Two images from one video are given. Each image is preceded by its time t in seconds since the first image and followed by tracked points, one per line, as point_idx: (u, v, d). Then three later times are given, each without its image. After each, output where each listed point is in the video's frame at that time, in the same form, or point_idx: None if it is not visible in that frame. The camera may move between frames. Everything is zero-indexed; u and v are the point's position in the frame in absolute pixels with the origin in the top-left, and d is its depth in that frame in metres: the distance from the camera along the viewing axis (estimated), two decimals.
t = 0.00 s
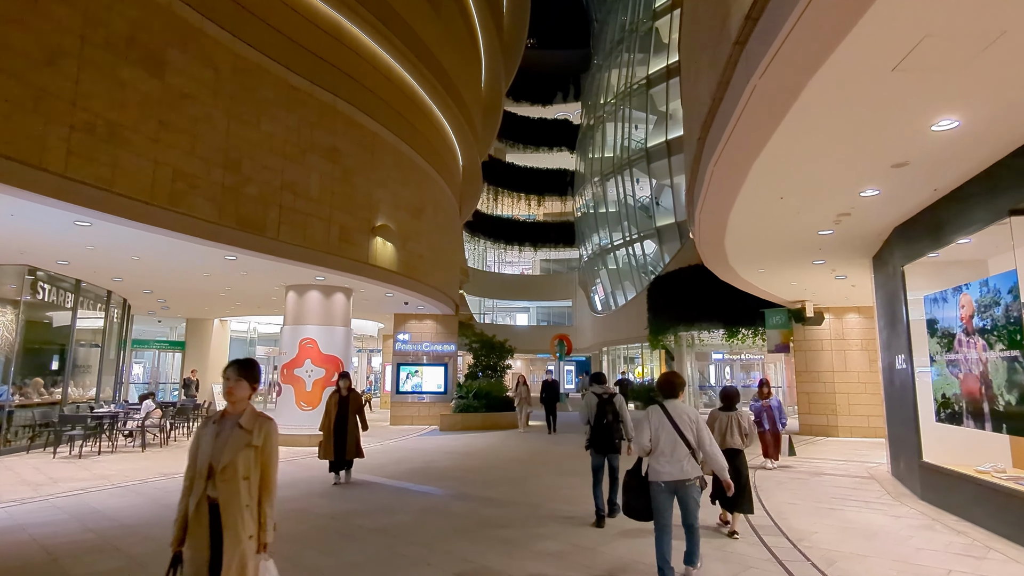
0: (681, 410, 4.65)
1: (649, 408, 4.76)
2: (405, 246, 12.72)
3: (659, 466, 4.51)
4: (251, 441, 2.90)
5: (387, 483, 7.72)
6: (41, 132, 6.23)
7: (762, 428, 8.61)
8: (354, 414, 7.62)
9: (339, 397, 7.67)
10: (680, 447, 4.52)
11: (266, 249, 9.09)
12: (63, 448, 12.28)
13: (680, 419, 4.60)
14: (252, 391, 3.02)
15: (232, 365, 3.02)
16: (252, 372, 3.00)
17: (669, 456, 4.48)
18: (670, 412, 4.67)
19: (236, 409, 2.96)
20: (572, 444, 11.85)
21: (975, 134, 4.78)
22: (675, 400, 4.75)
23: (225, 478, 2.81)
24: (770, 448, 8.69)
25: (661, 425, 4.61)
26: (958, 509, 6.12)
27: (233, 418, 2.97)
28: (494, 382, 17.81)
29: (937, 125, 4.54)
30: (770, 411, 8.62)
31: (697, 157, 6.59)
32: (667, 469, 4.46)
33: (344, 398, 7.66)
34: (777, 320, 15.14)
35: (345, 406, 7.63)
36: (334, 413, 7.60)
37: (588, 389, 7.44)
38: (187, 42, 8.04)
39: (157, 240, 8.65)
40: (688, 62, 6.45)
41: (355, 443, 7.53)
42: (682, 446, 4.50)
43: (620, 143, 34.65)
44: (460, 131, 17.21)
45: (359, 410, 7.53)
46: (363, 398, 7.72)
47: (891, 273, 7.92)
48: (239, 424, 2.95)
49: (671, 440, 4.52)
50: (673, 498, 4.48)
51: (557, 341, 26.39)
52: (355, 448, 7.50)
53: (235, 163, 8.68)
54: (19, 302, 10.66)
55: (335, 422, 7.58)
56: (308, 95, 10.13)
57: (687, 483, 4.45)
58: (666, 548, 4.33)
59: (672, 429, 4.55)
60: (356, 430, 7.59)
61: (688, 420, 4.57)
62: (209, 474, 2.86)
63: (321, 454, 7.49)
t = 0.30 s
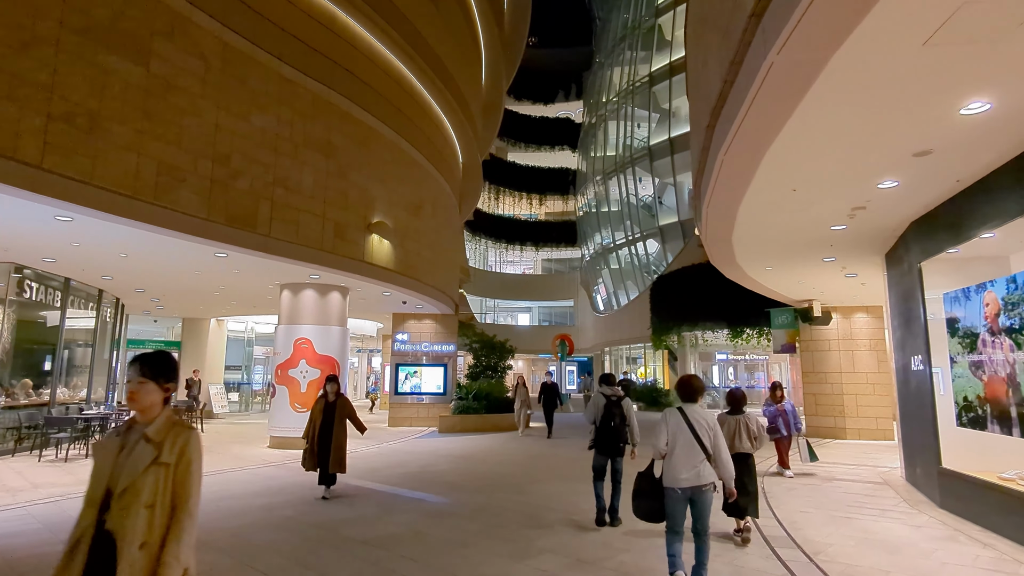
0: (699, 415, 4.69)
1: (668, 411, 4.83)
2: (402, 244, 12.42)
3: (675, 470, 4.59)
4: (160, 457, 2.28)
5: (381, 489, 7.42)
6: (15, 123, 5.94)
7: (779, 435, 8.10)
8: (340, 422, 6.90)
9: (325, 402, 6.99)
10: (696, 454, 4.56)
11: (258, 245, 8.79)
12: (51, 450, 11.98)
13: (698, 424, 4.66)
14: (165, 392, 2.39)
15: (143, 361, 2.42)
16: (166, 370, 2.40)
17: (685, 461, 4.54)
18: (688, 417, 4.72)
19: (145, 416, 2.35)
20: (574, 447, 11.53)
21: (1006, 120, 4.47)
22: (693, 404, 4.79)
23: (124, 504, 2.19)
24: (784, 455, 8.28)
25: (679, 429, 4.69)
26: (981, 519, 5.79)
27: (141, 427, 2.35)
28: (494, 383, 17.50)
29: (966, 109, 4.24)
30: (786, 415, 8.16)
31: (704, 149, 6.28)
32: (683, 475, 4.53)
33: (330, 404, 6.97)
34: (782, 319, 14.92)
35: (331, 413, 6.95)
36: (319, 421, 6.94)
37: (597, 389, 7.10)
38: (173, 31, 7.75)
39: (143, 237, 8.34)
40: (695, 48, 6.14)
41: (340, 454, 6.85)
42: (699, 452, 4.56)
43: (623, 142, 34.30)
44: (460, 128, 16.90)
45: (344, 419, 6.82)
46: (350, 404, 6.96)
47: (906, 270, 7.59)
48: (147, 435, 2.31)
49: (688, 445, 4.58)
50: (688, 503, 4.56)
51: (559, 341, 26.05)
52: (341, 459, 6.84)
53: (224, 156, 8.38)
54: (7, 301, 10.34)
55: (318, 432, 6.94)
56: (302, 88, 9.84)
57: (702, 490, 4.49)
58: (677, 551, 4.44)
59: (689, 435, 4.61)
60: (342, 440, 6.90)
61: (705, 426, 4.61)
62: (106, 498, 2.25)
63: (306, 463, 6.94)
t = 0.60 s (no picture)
0: (713, 413, 4.55)
1: (680, 409, 4.67)
2: (401, 240, 12.11)
3: (689, 469, 4.45)
4: None
5: (377, 493, 7.11)
6: None
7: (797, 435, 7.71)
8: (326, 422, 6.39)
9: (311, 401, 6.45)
10: (710, 453, 4.41)
11: (250, 239, 8.50)
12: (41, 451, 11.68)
13: (711, 423, 4.52)
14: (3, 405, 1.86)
15: None
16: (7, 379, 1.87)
17: (698, 461, 4.39)
18: (701, 415, 4.58)
19: None
20: (577, 448, 11.21)
21: None
22: (706, 402, 4.65)
23: None
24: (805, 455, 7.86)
25: (692, 428, 4.54)
26: (1009, 525, 5.48)
27: None
28: (495, 382, 17.18)
29: (1001, 82, 3.96)
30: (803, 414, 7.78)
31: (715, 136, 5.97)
32: (697, 475, 4.39)
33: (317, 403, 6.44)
34: (790, 317, 13.99)
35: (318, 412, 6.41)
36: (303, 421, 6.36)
37: (601, 390, 6.80)
38: (161, 16, 7.47)
39: (132, 230, 8.04)
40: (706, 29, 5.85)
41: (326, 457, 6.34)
42: (713, 452, 4.42)
43: (626, 140, 33.96)
44: (460, 124, 16.64)
45: (332, 419, 6.31)
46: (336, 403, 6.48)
47: (926, 264, 7.26)
48: None
49: (701, 444, 4.43)
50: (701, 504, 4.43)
51: (561, 341, 25.72)
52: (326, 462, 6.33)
53: (215, 147, 8.09)
54: None
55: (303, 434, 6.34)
56: (297, 79, 9.56)
57: (716, 490, 4.35)
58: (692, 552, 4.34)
59: (703, 434, 4.46)
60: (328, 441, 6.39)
61: (719, 424, 4.48)
62: None
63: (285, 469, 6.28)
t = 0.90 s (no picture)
0: (714, 416, 4.24)
1: (680, 414, 4.38)
2: (398, 238, 11.81)
3: (691, 476, 4.17)
4: None
5: (370, 500, 6.81)
6: None
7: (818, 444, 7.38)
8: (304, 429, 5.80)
9: (284, 408, 5.80)
10: (712, 458, 4.12)
11: (239, 236, 8.21)
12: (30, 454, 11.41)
13: (713, 426, 4.22)
14: None
15: None
16: None
17: (700, 466, 4.10)
18: (702, 419, 4.28)
19: None
20: (579, 452, 10.89)
21: None
22: (708, 406, 4.34)
23: None
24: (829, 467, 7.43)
25: (693, 433, 4.25)
26: None
27: None
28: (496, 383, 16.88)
29: None
30: (825, 421, 7.46)
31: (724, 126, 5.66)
32: (700, 481, 4.11)
33: (291, 409, 5.82)
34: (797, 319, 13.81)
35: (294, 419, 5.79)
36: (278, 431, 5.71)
37: (600, 392, 6.48)
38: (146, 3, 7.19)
39: (117, 227, 7.76)
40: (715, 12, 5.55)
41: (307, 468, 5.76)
42: (717, 456, 4.12)
43: (629, 138, 33.61)
44: (460, 120, 16.35)
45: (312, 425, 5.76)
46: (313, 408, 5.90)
47: (944, 261, 6.93)
48: None
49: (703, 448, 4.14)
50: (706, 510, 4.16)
51: (563, 341, 25.40)
52: (309, 474, 5.75)
53: (203, 140, 7.80)
54: None
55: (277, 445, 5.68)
56: (291, 71, 9.27)
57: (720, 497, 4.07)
58: (699, 561, 4.09)
59: (704, 438, 4.16)
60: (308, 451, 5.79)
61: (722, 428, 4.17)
62: None
63: (259, 485, 5.61)
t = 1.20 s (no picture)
0: (725, 415, 4.05)
1: (690, 412, 4.23)
2: (394, 233, 11.51)
3: (699, 476, 3.99)
4: None
5: (360, 504, 6.52)
6: None
7: (836, 444, 7.00)
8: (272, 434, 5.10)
9: (251, 411, 5.15)
10: (722, 457, 3.93)
11: (226, 229, 7.91)
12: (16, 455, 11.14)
13: (723, 425, 4.03)
14: None
15: None
16: None
17: (709, 466, 3.92)
18: (713, 417, 4.09)
19: None
20: (579, 454, 10.57)
21: None
22: (719, 404, 4.16)
23: None
24: (847, 471, 6.97)
25: (702, 431, 4.07)
26: None
27: None
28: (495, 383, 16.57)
29: None
30: (845, 421, 7.08)
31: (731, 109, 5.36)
32: (708, 481, 3.93)
33: (259, 413, 5.15)
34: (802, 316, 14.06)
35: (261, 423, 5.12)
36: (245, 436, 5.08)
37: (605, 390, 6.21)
38: None
39: (99, 220, 7.48)
40: None
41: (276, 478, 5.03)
42: (726, 456, 3.94)
43: (631, 136, 33.27)
44: (459, 114, 16.03)
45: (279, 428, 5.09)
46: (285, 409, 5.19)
47: (962, 254, 6.62)
48: None
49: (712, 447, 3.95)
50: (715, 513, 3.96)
51: (564, 340, 25.10)
52: (278, 485, 5.02)
53: (187, 129, 7.51)
54: None
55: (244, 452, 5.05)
56: (281, 59, 8.98)
57: (729, 498, 3.88)
58: (706, 566, 3.87)
59: (713, 437, 3.99)
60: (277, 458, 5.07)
61: (732, 427, 3.98)
62: None
63: (225, 497, 4.99)
